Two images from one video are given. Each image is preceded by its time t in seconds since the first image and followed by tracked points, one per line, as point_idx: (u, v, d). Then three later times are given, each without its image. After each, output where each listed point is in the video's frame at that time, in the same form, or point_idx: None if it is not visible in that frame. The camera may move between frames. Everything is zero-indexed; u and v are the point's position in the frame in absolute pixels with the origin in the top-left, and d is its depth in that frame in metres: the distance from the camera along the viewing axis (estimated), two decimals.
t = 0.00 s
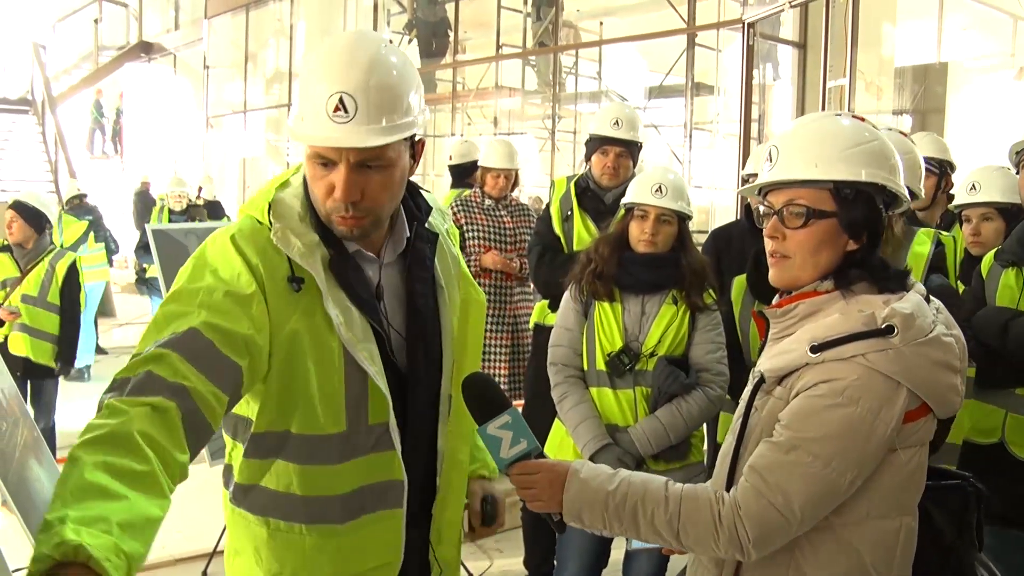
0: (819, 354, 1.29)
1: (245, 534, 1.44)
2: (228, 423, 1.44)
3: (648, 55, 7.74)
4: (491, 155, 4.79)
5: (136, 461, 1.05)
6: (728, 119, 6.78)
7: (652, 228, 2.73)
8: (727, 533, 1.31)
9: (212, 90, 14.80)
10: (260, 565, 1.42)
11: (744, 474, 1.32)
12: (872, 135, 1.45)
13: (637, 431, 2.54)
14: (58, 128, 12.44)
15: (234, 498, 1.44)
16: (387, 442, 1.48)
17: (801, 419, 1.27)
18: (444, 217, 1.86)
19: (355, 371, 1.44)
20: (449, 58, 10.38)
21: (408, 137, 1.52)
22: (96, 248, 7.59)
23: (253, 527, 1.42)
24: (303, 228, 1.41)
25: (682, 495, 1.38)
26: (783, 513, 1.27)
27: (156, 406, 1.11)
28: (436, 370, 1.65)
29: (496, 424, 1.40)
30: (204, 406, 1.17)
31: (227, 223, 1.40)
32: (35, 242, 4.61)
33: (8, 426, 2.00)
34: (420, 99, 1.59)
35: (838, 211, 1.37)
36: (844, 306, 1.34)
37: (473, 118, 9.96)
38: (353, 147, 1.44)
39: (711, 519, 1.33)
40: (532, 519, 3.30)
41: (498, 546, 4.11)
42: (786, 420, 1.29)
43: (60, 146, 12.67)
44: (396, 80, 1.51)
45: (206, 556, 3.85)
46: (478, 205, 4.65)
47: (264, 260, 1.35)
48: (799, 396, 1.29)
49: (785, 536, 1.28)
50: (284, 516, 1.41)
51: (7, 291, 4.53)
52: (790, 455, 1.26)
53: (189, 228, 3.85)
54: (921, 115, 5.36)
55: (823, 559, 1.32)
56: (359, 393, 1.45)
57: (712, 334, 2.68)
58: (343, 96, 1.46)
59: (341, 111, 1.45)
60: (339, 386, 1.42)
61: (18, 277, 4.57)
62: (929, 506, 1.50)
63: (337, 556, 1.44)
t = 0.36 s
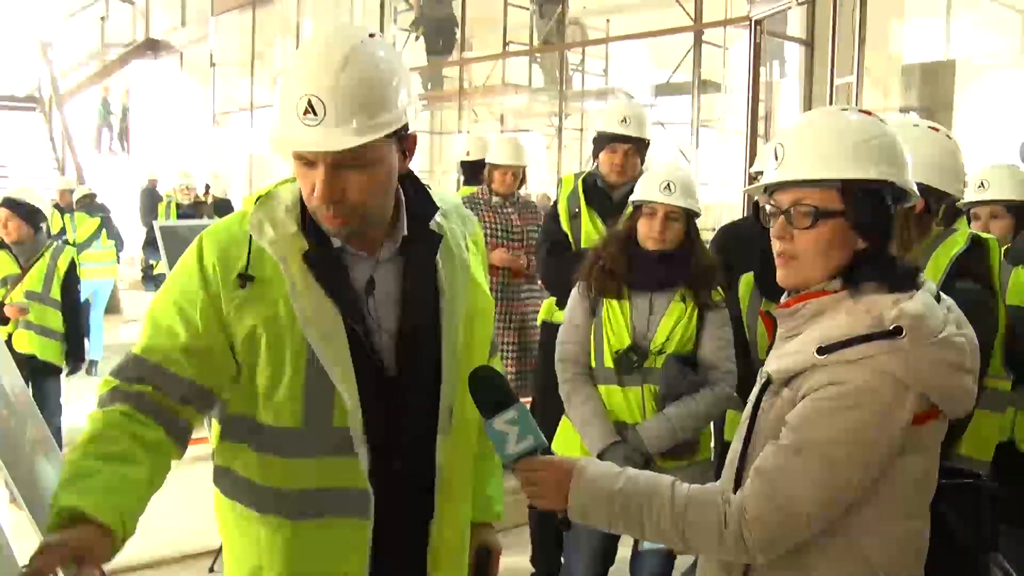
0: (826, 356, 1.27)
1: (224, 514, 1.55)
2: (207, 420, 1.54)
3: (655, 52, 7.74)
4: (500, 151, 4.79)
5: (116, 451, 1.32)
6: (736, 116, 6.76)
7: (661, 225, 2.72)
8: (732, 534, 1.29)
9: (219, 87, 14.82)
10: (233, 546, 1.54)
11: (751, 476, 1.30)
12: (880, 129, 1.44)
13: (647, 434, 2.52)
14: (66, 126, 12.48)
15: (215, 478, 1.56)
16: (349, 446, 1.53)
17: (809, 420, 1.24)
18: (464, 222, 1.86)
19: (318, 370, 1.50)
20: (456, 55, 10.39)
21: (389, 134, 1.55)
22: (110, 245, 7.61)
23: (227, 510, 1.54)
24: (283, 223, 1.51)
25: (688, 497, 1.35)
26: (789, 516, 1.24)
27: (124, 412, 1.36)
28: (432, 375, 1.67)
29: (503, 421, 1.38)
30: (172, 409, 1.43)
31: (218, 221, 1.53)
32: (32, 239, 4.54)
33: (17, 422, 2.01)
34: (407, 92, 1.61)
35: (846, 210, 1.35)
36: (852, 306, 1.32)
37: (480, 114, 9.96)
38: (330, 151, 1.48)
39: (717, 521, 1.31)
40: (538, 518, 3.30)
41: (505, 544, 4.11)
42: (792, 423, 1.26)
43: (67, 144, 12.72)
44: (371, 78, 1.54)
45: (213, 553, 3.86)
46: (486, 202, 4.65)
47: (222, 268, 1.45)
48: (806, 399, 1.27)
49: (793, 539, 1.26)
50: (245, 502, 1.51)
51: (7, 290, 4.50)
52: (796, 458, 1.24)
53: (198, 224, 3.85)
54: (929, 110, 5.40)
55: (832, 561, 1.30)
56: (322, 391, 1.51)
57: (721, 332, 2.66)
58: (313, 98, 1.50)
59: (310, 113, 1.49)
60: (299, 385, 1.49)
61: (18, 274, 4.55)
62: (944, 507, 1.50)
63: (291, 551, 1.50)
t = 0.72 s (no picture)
0: (839, 358, 1.25)
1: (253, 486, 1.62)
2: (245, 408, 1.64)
3: (663, 48, 7.71)
4: (508, 149, 4.85)
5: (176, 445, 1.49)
6: (744, 111, 6.74)
7: (671, 222, 2.71)
8: (741, 538, 1.27)
9: (227, 83, 14.83)
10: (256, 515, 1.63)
11: (762, 478, 1.28)
12: (893, 125, 1.44)
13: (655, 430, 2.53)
14: (74, 122, 12.51)
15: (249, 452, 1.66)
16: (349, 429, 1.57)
17: (820, 423, 1.23)
18: (491, 226, 1.84)
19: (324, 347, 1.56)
20: (463, 50, 10.38)
21: (399, 122, 1.60)
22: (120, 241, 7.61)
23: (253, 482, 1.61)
24: (302, 213, 1.59)
25: (699, 498, 1.33)
26: (800, 520, 1.23)
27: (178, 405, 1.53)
28: (448, 364, 1.69)
29: (515, 419, 1.39)
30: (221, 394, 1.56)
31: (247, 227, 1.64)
32: (35, 237, 4.61)
33: (29, 420, 2.03)
34: (422, 87, 1.67)
35: (859, 207, 1.34)
36: (867, 306, 1.31)
37: (488, 110, 9.94)
38: (340, 139, 1.55)
39: (726, 525, 1.29)
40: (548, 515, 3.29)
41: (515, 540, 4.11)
42: (804, 424, 1.25)
43: (75, 139, 12.74)
44: (381, 70, 1.60)
45: (223, 549, 3.87)
46: (495, 199, 4.67)
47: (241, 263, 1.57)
48: (818, 400, 1.25)
49: (802, 541, 1.24)
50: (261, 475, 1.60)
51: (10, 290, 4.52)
52: (807, 460, 1.22)
53: (207, 222, 3.86)
54: (937, 107, 5.32)
55: (843, 562, 1.29)
56: (330, 373, 1.56)
57: (730, 329, 2.67)
58: (324, 91, 1.57)
59: (321, 104, 1.56)
60: (306, 366, 1.55)
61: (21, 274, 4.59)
62: (964, 510, 1.47)
63: (290, 524, 1.56)
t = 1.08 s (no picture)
0: (841, 355, 1.25)
1: (280, 485, 1.60)
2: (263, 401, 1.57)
3: (668, 43, 7.69)
4: (514, 145, 4.82)
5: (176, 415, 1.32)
6: (751, 106, 6.73)
7: (676, 217, 2.71)
8: (742, 534, 1.27)
9: (232, 79, 14.85)
10: (285, 517, 1.60)
11: (764, 475, 1.28)
12: (898, 119, 1.43)
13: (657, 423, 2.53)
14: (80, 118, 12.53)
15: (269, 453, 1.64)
16: (391, 411, 1.58)
17: (822, 420, 1.23)
18: (494, 216, 1.87)
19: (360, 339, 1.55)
20: (468, 46, 10.37)
21: (414, 116, 1.61)
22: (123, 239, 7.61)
23: (281, 478, 1.60)
24: (325, 210, 1.56)
25: (700, 497, 1.32)
26: (802, 517, 1.22)
27: (187, 374, 1.37)
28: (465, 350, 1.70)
29: (518, 416, 1.40)
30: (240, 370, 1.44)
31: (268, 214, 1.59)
32: (44, 234, 4.60)
33: (35, 416, 2.04)
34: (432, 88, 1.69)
35: (862, 204, 1.33)
36: (870, 303, 1.31)
37: (493, 106, 9.91)
38: (365, 134, 1.55)
39: (728, 521, 1.29)
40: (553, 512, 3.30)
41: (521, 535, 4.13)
42: (806, 421, 1.24)
43: (81, 136, 12.77)
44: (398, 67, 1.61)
45: (229, 545, 3.88)
46: (500, 195, 4.66)
47: (278, 242, 1.53)
48: (820, 397, 1.25)
49: (804, 540, 1.24)
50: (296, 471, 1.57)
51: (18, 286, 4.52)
52: (809, 457, 1.22)
53: (212, 218, 3.89)
54: (945, 101, 5.45)
55: (845, 561, 1.29)
56: (365, 362, 1.57)
57: (734, 324, 2.67)
58: (347, 90, 1.56)
59: (345, 103, 1.55)
60: (343, 351, 1.55)
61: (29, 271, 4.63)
62: (969, 507, 1.46)
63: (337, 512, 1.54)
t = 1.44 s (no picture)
0: (815, 356, 1.27)
1: (281, 503, 1.57)
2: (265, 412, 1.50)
3: (669, 41, 7.70)
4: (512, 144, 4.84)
5: (212, 420, 1.18)
6: (749, 105, 6.74)
7: (666, 217, 2.73)
8: (716, 532, 1.30)
9: (234, 75, 14.88)
10: (297, 534, 1.55)
11: (738, 475, 1.30)
12: (876, 122, 1.44)
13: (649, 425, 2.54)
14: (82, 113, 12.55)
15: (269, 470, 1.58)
16: (406, 407, 1.60)
17: (794, 420, 1.25)
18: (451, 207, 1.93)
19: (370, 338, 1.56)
20: (469, 44, 10.38)
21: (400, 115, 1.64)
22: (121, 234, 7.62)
23: (288, 496, 1.55)
24: (311, 217, 1.52)
25: (675, 495, 1.36)
26: (775, 516, 1.25)
27: (215, 376, 1.25)
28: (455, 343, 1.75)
29: (499, 414, 1.42)
30: (252, 372, 1.32)
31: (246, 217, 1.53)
32: (51, 231, 4.67)
33: (28, 411, 2.06)
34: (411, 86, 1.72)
35: (837, 207, 1.35)
36: (844, 305, 1.33)
37: (494, 104, 9.93)
38: (354, 129, 1.57)
39: (703, 518, 1.32)
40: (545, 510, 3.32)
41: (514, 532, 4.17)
42: (779, 422, 1.27)
43: (83, 132, 12.81)
44: (386, 67, 1.64)
45: (224, 540, 3.91)
46: (498, 194, 4.68)
47: (278, 244, 1.48)
48: (794, 397, 1.28)
49: (778, 540, 1.27)
50: (312, 481, 1.54)
51: (25, 282, 4.56)
52: (782, 457, 1.25)
53: (207, 215, 3.88)
54: (946, 99, 5.48)
55: (819, 560, 1.31)
56: (377, 363, 1.57)
57: (723, 324, 2.68)
58: (338, 84, 1.57)
59: (337, 97, 1.56)
60: (353, 354, 1.55)
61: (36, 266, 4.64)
62: (950, 510, 1.46)
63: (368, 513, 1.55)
